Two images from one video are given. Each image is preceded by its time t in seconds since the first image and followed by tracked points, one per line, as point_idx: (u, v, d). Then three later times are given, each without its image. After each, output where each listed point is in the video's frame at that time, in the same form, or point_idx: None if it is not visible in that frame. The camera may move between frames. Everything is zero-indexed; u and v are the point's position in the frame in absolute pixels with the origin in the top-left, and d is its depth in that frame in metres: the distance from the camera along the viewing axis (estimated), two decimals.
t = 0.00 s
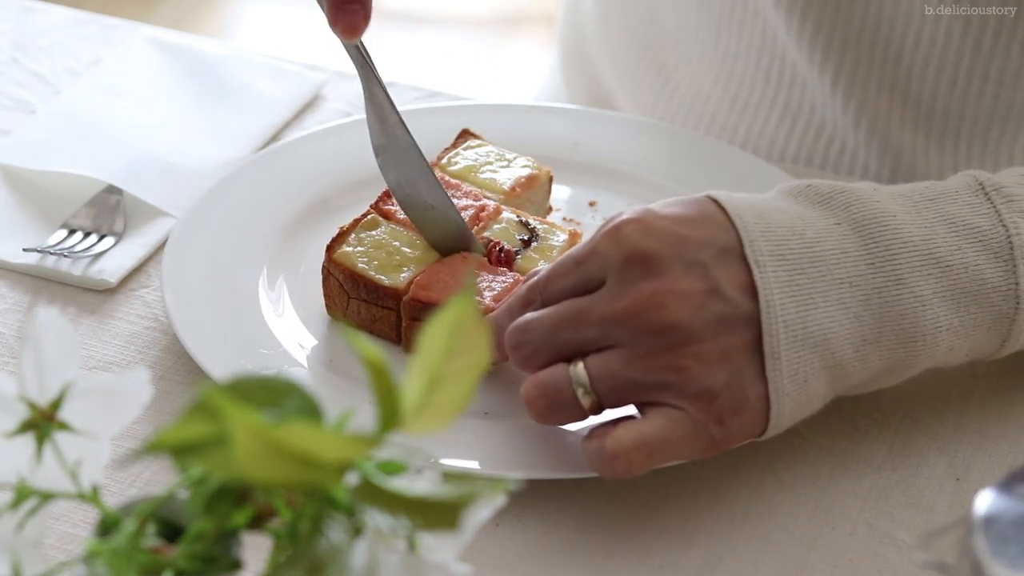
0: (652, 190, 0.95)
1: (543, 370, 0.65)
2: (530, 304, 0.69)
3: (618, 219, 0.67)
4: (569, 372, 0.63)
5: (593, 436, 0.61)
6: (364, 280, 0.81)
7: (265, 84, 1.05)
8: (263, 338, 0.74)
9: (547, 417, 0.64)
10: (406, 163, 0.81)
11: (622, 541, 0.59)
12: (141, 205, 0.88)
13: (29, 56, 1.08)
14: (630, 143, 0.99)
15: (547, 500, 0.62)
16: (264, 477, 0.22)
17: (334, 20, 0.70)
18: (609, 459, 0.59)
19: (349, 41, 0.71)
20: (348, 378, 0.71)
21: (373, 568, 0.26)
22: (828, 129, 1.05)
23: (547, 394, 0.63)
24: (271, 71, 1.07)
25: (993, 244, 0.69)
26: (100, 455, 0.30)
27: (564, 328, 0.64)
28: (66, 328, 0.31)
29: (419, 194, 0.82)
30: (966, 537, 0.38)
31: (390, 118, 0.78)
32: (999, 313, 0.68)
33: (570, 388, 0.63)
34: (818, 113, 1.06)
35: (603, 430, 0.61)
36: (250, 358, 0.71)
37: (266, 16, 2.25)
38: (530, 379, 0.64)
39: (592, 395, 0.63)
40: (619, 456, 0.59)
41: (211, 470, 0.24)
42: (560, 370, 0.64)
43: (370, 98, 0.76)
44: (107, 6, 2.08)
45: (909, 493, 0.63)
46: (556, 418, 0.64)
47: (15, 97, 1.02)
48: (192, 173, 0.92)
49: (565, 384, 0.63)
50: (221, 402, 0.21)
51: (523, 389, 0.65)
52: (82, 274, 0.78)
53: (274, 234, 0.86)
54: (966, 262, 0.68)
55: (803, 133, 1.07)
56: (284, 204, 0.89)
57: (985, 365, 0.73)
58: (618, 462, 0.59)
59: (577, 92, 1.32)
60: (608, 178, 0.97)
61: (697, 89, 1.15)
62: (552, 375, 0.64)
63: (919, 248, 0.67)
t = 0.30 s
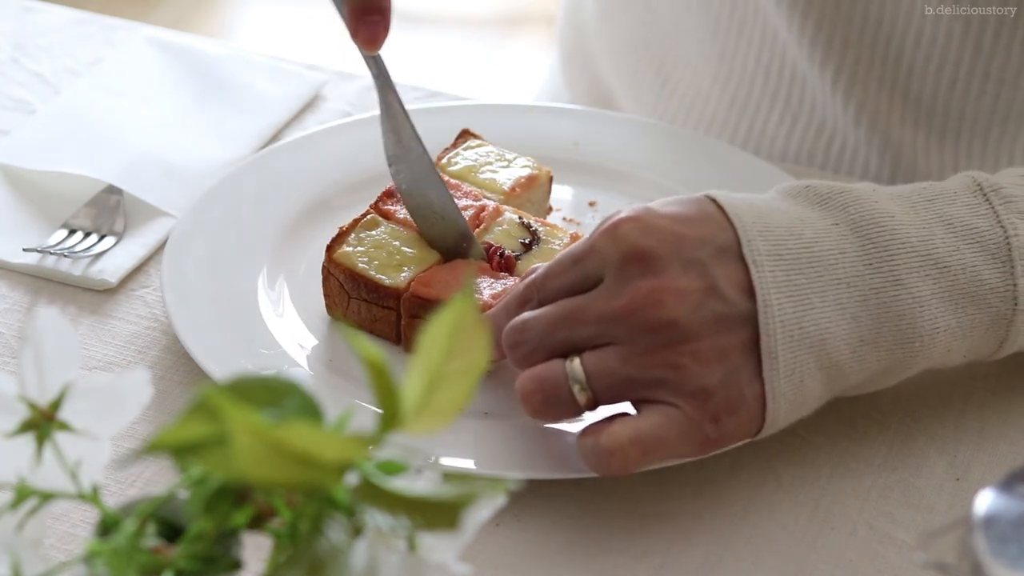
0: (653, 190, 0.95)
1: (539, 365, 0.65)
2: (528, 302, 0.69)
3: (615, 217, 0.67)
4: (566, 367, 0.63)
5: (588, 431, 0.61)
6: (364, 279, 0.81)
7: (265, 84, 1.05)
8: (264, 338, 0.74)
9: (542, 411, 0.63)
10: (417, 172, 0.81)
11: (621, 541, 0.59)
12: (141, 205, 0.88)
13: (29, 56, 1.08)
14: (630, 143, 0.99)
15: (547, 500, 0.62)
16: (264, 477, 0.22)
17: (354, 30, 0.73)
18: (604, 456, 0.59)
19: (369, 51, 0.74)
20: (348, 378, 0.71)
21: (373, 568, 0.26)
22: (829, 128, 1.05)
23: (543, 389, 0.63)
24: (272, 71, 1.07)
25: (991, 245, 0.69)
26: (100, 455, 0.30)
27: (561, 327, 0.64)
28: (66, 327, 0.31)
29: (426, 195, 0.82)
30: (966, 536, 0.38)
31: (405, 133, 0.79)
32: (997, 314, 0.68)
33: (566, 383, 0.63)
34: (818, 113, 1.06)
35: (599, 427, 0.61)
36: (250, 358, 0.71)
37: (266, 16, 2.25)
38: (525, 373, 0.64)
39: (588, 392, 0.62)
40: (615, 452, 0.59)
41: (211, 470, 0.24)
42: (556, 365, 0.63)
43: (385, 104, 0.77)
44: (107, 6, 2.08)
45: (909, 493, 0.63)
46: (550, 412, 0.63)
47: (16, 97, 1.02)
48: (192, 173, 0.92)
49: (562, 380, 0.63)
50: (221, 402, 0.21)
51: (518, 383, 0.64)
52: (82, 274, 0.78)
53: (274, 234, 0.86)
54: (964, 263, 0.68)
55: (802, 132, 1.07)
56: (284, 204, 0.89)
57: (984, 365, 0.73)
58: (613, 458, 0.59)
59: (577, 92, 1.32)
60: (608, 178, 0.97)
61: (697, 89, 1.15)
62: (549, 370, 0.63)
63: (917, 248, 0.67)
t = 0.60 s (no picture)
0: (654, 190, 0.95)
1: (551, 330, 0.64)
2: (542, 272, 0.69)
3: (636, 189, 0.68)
4: (581, 335, 0.62)
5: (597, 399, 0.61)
6: (365, 279, 0.81)
7: (266, 84, 1.05)
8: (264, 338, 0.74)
9: (552, 375, 0.62)
10: (429, 169, 0.83)
11: (622, 542, 0.59)
12: (141, 205, 0.88)
13: (29, 56, 1.08)
14: (630, 142, 0.99)
15: (547, 500, 0.62)
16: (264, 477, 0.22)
17: (381, 21, 0.74)
18: (611, 423, 0.60)
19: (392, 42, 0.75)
20: (349, 378, 0.71)
21: (374, 568, 0.26)
22: (831, 126, 1.05)
23: (556, 354, 0.62)
24: (272, 70, 1.07)
25: (1000, 239, 0.69)
26: (100, 454, 0.30)
27: (575, 292, 0.64)
28: (66, 327, 0.31)
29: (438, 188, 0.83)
30: (966, 536, 0.38)
31: (419, 125, 0.81)
32: (1006, 308, 0.68)
33: (580, 350, 0.62)
34: (819, 112, 1.06)
35: (607, 395, 0.61)
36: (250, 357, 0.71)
37: (266, 16, 2.25)
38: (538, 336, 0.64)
39: (602, 360, 0.62)
40: (621, 421, 0.59)
41: (212, 470, 0.24)
42: (571, 331, 0.63)
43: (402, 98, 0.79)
44: (107, 7, 2.08)
45: (909, 493, 0.63)
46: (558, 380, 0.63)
47: (16, 98, 1.02)
48: (192, 172, 0.92)
49: (576, 346, 0.62)
50: (221, 402, 0.21)
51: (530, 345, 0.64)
52: (82, 274, 0.78)
53: (274, 233, 0.86)
54: (974, 257, 0.68)
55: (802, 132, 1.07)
56: (285, 203, 0.89)
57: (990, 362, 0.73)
58: (620, 426, 0.60)
59: (577, 91, 1.32)
60: (609, 178, 0.97)
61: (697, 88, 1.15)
62: (565, 336, 0.63)
63: (929, 240, 0.67)
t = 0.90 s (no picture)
0: (654, 189, 0.95)
1: (574, 371, 0.64)
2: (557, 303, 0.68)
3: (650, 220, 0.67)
4: (606, 374, 0.62)
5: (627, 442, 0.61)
6: (366, 280, 0.80)
7: (266, 84, 1.05)
8: (264, 338, 0.74)
9: (580, 417, 0.62)
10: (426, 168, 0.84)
11: (621, 542, 0.59)
12: (140, 205, 0.88)
13: (29, 56, 1.08)
14: (631, 142, 0.99)
15: (547, 501, 0.62)
16: (265, 478, 0.22)
17: (366, 24, 0.75)
18: (644, 464, 0.59)
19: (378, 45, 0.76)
20: (349, 379, 0.71)
21: (374, 569, 0.26)
22: (832, 124, 1.05)
23: (584, 396, 0.62)
24: (273, 70, 1.07)
25: (1014, 248, 0.69)
26: (100, 454, 0.30)
27: (596, 325, 0.64)
28: (66, 327, 0.31)
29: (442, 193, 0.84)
30: (967, 535, 0.38)
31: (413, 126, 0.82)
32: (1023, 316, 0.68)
33: (606, 389, 0.62)
34: (820, 111, 1.06)
35: (638, 434, 0.61)
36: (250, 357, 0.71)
37: (266, 16, 2.25)
38: (564, 380, 0.63)
39: (628, 398, 0.62)
40: (654, 462, 0.59)
41: (212, 470, 0.24)
42: (596, 372, 0.63)
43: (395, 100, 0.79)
44: (107, 6, 2.08)
45: (909, 493, 0.63)
46: (586, 422, 0.62)
47: (15, 97, 1.02)
48: (193, 172, 0.92)
49: (602, 386, 0.62)
50: (221, 402, 0.21)
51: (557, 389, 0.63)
52: (82, 274, 0.78)
53: (275, 233, 0.86)
54: (989, 266, 0.68)
55: (803, 132, 1.07)
56: (285, 203, 0.89)
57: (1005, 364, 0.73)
58: (653, 466, 0.59)
59: (578, 91, 1.32)
60: (609, 178, 0.97)
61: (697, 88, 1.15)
62: (589, 377, 0.63)
63: (944, 252, 0.67)
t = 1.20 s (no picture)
0: (654, 189, 0.95)
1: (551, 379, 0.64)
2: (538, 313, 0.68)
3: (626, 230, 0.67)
4: (584, 381, 0.62)
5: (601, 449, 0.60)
6: (367, 281, 0.81)
7: (267, 85, 1.05)
8: (264, 338, 0.74)
9: (558, 424, 0.62)
10: (417, 164, 0.82)
11: (622, 542, 0.59)
12: (140, 205, 0.88)
13: (29, 56, 1.08)
14: (631, 142, 0.99)
15: (547, 501, 0.62)
16: (266, 477, 0.22)
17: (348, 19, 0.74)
18: (622, 469, 0.59)
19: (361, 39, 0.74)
20: (349, 379, 0.71)
21: (374, 568, 0.26)
22: (834, 125, 1.05)
23: (560, 402, 0.62)
24: (273, 70, 1.07)
25: (997, 253, 0.69)
26: (100, 455, 0.30)
27: (575, 335, 0.64)
28: (66, 327, 0.31)
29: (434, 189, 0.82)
30: (967, 536, 0.38)
31: (401, 121, 0.80)
32: (1005, 321, 0.68)
33: (583, 395, 0.62)
34: (822, 111, 1.06)
35: (615, 440, 0.60)
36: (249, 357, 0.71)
37: (267, 17, 2.25)
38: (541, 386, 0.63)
39: (604, 405, 0.62)
40: (632, 467, 0.58)
41: (211, 471, 0.24)
42: (573, 378, 0.62)
43: (381, 93, 0.77)
44: (108, 6, 2.08)
45: (909, 493, 0.63)
46: (562, 429, 0.62)
47: (16, 97, 1.02)
48: (193, 172, 0.92)
49: (579, 392, 0.62)
50: (221, 402, 0.21)
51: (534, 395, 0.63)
52: (82, 274, 0.78)
53: (274, 234, 0.86)
54: (970, 272, 0.68)
55: (804, 132, 1.07)
56: (285, 203, 0.89)
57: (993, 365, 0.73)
58: (631, 471, 0.59)
59: (578, 91, 1.32)
60: (609, 178, 0.97)
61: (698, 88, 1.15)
62: (567, 383, 0.62)
63: (924, 259, 0.67)
